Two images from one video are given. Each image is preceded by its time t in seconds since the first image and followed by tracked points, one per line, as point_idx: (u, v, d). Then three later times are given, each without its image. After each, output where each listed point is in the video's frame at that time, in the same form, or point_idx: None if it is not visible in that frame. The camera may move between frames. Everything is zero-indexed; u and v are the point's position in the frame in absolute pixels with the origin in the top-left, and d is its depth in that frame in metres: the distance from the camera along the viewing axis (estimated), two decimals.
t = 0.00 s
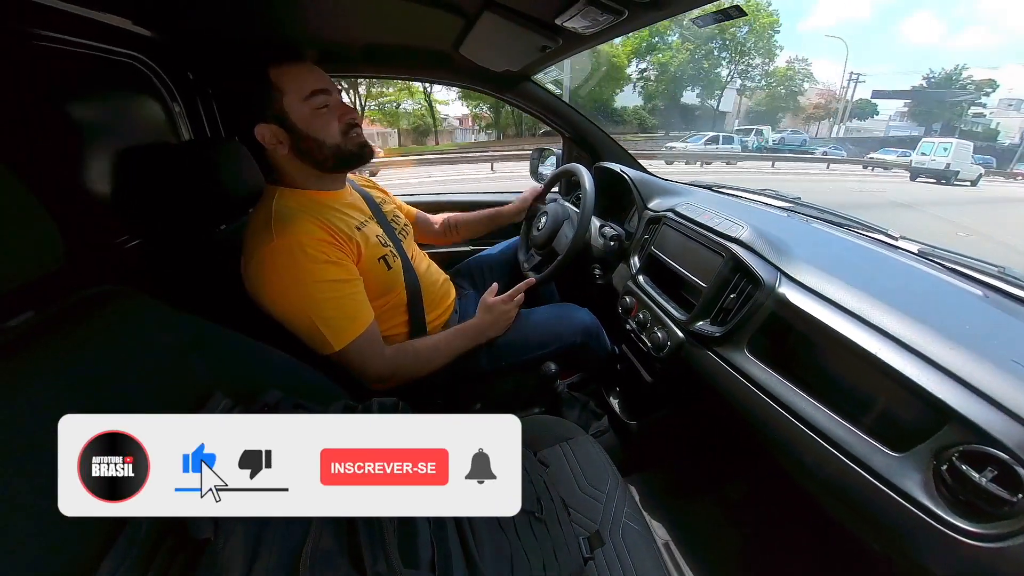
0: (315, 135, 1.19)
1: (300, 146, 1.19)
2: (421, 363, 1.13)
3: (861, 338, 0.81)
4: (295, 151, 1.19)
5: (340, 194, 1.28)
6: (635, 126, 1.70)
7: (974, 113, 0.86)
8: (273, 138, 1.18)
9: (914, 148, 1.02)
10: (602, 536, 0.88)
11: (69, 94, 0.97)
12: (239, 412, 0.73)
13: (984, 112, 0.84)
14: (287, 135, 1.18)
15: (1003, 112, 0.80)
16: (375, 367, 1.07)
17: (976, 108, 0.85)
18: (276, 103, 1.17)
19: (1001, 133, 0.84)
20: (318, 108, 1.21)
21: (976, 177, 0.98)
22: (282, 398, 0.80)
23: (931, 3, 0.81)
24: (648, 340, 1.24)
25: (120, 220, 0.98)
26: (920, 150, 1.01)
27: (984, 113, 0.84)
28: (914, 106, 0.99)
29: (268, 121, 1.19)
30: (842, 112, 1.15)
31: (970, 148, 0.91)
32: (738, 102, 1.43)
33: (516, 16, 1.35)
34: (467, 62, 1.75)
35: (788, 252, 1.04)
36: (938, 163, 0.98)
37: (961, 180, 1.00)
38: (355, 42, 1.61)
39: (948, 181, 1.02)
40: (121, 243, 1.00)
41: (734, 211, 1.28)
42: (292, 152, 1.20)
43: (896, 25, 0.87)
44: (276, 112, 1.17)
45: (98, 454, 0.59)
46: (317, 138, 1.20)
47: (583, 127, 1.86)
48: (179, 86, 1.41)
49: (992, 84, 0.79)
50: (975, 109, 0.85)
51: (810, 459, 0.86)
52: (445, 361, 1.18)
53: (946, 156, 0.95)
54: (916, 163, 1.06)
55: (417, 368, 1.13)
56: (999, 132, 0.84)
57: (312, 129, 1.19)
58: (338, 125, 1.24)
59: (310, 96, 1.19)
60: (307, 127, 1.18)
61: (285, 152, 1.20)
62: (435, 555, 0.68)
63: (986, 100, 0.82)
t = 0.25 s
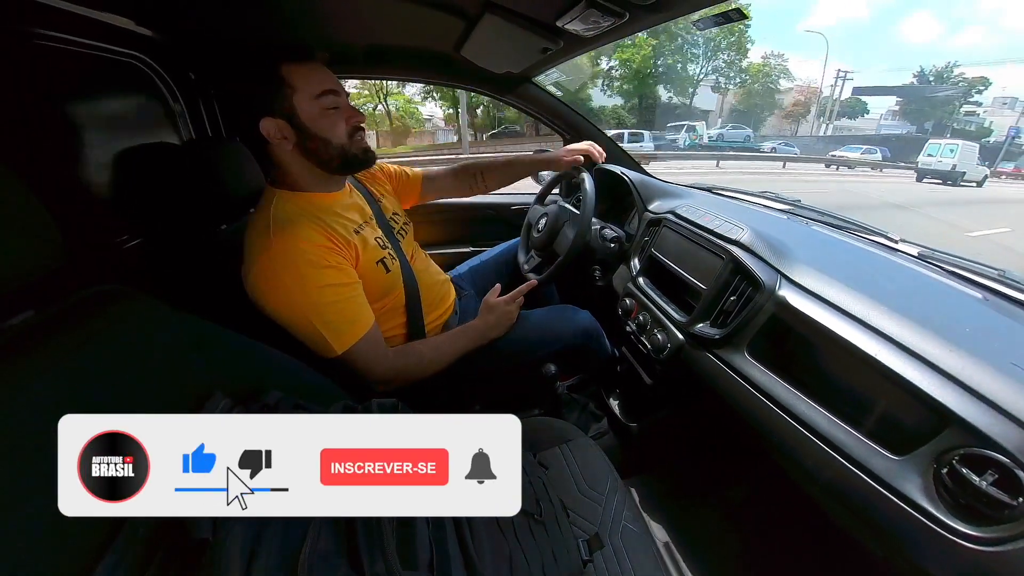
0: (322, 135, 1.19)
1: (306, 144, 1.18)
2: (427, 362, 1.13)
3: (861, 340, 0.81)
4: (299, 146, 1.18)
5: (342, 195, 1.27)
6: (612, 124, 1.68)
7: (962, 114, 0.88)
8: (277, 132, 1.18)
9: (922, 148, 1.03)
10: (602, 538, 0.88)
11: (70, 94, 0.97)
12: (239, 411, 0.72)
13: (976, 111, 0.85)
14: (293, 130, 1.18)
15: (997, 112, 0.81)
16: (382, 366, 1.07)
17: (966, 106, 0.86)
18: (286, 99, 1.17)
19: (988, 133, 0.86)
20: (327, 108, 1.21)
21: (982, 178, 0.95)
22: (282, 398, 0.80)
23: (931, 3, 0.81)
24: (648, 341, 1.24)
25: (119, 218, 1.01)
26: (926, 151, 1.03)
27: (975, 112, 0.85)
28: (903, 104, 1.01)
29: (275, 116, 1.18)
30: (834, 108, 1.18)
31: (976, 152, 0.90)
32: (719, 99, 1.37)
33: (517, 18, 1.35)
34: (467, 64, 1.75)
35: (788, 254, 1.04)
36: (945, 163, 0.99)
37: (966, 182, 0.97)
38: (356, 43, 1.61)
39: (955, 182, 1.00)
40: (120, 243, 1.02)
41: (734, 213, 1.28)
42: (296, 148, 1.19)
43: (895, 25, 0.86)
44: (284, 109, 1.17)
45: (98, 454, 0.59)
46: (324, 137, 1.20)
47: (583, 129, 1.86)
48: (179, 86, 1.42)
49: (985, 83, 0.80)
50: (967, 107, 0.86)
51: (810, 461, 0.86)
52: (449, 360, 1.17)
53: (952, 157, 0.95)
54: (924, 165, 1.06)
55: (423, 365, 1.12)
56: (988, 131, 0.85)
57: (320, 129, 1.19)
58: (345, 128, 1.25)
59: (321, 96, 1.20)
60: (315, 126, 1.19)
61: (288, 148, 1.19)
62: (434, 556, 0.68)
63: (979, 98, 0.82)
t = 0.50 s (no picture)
0: (336, 141, 1.20)
1: (318, 148, 1.19)
2: (424, 368, 1.13)
3: (863, 340, 0.81)
4: (309, 147, 1.18)
5: (345, 198, 1.28)
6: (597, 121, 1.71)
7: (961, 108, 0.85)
8: (290, 132, 1.17)
9: (925, 150, 1.00)
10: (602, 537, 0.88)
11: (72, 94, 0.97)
12: (239, 411, 0.73)
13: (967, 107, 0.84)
14: (305, 131, 1.17)
15: (991, 110, 0.80)
16: (378, 372, 1.07)
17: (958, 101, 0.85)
18: (303, 101, 1.16)
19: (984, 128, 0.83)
20: (344, 115, 1.22)
21: (988, 179, 0.93)
22: (283, 398, 0.80)
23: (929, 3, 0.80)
24: (649, 341, 1.24)
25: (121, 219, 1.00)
26: (931, 153, 1.00)
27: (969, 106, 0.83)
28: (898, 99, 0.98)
29: (288, 115, 1.17)
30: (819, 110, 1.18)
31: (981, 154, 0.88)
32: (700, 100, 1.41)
33: (518, 18, 1.35)
34: (468, 64, 1.76)
35: (790, 253, 1.03)
36: (951, 165, 0.97)
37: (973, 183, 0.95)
38: (358, 43, 1.62)
39: (961, 183, 0.98)
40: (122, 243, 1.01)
41: (735, 213, 1.28)
42: (306, 149, 1.19)
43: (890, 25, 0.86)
44: (300, 111, 1.16)
45: (98, 454, 0.59)
46: (335, 142, 1.20)
47: (584, 129, 1.86)
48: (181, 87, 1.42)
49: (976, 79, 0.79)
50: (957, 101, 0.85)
51: (812, 461, 0.86)
52: (447, 366, 1.17)
53: (959, 157, 0.94)
54: (931, 165, 1.03)
55: (419, 373, 1.12)
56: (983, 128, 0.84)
57: (334, 134, 1.20)
58: (358, 135, 1.25)
59: (340, 102, 1.21)
60: (330, 131, 1.19)
61: (298, 147, 1.18)
62: (435, 556, 0.68)
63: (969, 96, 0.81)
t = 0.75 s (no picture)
0: (339, 139, 1.20)
1: (320, 146, 1.18)
2: (422, 366, 1.13)
3: (860, 339, 0.81)
4: (312, 144, 1.18)
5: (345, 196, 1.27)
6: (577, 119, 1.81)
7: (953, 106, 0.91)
8: (292, 127, 1.16)
9: (933, 151, 1.03)
10: (600, 536, 0.88)
11: (69, 90, 0.97)
12: (238, 410, 0.73)
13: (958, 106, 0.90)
14: (309, 129, 1.17)
15: (985, 109, 0.84)
16: (375, 370, 1.07)
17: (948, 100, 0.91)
18: (309, 98, 1.15)
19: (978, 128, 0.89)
20: (348, 112, 1.22)
21: (994, 180, 0.94)
22: (282, 398, 0.80)
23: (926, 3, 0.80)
24: (647, 339, 1.24)
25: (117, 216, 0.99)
26: (938, 154, 1.03)
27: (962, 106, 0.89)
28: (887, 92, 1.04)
29: (292, 111, 1.16)
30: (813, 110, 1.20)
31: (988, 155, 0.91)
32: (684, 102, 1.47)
33: (518, 16, 1.35)
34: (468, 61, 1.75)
35: (788, 253, 1.04)
36: (957, 166, 0.98)
37: (978, 184, 0.97)
38: (357, 40, 1.61)
39: (968, 184, 0.99)
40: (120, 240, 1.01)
41: (733, 212, 1.28)
42: (309, 146, 1.18)
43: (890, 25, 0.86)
44: (304, 107, 1.16)
45: (98, 454, 0.59)
46: (338, 140, 1.20)
47: (583, 127, 1.85)
48: (179, 83, 1.41)
49: (968, 78, 0.84)
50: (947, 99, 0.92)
51: (809, 460, 0.86)
52: (445, 364, 1.16)
53: (964, 159, 0.96)
54: (937, 166, 1.05)
55: (416, 370, 1.12)
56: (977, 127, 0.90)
57: (337, 132, 1.19)
58: (361, 134, 1.25)
59: (344, 100, 1.20)
60: (333, 129, 1.18)
61: (300, 144, 1.18)
62: (434, 555, 0.68)
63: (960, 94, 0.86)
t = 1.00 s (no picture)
0: (331, 136, 1.19)
1: (313, 144, 1.18)
2: (422, 368, 1.13)
3: (858, 339, 0.82)
4: (305, 145, 1.18)
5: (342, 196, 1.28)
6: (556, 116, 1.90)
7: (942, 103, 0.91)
8: (283, 130, 1.18)
9: (938, 151, 1.00)
10: (599, 536, 0.89)
11: (67, 91, 0.96)
12: (237, 411, 0.72)
13: (946, 103, 0.90)
14: (300, 130, 1.18)
15: (976, 106, 0.82)
16: (375, 372, 1.07)
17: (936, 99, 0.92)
18: (298, 98, 1.16)
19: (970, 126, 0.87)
20: (338, 109, 1.21)
21: (999, 181, 0.91)
22: (281, 398, 0.80)
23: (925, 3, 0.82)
24: (646, 340, 1.25)
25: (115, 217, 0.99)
26: (944, 154, 1.00)
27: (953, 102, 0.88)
28: (875, 88, 1.04)
29: (283, 112, 1.18)
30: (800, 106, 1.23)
31: (996, 157, 0.87)
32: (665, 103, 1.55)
33: (517, 16, 1.35)
34: (467, 61, 1.76)
35: (786, 253, 1.04)
36: (964, 167, 0.96)
37: (983, 184, 0.94)
38: (356, 40, 1.61)
39: (973, 185, 0.96)
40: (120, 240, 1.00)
41: (731, 212, 1.28)
42: (302, 147, 1.19)
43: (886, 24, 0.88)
44: (294, 107, 1.16)
45: (98, 454, 0.59)
46: (331, 138, 1.20)
47: (583, 128, 1.86)
48: (176, 83, 1.41)
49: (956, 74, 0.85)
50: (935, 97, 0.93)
51: (808, 460, 0.86)
52: (444, 366, 1.17)
53: (971, 160, 0.93)
54: (942, 167, 1.03)
55: (416, 372, 1.12)
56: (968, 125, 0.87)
57: (328, 130, 1.19)
58: (353, 130, 1.25)
59: (334, 97, 1.20)
60: (325, 127, 1.18)
61: (293, 146, 1.18)
62: (434, 556, 0.68)
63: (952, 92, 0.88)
